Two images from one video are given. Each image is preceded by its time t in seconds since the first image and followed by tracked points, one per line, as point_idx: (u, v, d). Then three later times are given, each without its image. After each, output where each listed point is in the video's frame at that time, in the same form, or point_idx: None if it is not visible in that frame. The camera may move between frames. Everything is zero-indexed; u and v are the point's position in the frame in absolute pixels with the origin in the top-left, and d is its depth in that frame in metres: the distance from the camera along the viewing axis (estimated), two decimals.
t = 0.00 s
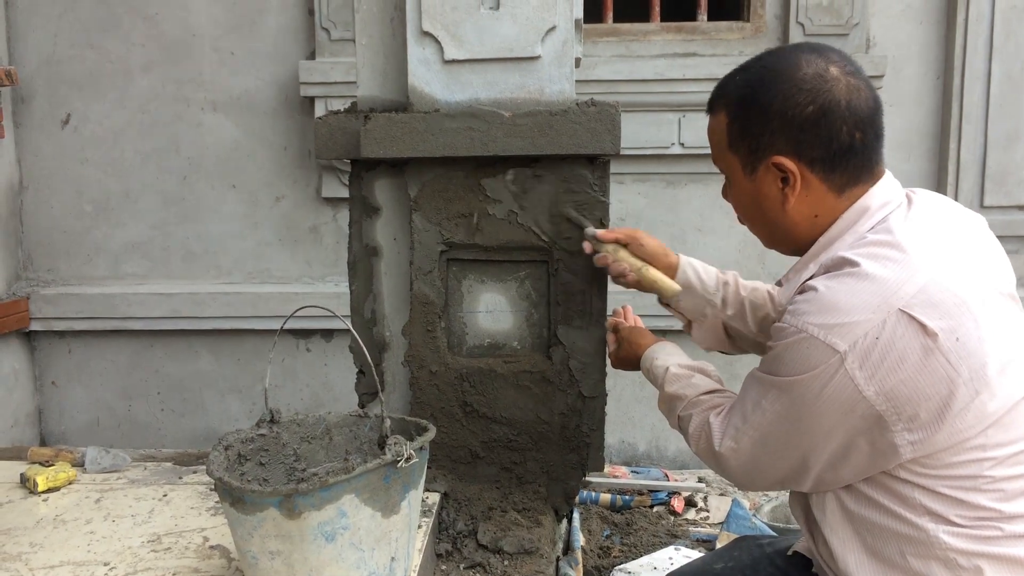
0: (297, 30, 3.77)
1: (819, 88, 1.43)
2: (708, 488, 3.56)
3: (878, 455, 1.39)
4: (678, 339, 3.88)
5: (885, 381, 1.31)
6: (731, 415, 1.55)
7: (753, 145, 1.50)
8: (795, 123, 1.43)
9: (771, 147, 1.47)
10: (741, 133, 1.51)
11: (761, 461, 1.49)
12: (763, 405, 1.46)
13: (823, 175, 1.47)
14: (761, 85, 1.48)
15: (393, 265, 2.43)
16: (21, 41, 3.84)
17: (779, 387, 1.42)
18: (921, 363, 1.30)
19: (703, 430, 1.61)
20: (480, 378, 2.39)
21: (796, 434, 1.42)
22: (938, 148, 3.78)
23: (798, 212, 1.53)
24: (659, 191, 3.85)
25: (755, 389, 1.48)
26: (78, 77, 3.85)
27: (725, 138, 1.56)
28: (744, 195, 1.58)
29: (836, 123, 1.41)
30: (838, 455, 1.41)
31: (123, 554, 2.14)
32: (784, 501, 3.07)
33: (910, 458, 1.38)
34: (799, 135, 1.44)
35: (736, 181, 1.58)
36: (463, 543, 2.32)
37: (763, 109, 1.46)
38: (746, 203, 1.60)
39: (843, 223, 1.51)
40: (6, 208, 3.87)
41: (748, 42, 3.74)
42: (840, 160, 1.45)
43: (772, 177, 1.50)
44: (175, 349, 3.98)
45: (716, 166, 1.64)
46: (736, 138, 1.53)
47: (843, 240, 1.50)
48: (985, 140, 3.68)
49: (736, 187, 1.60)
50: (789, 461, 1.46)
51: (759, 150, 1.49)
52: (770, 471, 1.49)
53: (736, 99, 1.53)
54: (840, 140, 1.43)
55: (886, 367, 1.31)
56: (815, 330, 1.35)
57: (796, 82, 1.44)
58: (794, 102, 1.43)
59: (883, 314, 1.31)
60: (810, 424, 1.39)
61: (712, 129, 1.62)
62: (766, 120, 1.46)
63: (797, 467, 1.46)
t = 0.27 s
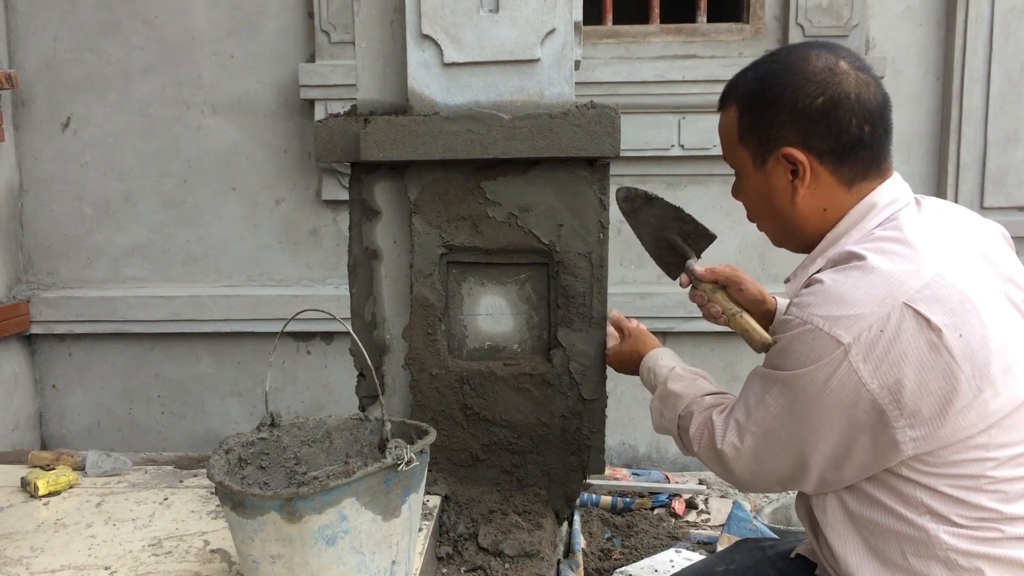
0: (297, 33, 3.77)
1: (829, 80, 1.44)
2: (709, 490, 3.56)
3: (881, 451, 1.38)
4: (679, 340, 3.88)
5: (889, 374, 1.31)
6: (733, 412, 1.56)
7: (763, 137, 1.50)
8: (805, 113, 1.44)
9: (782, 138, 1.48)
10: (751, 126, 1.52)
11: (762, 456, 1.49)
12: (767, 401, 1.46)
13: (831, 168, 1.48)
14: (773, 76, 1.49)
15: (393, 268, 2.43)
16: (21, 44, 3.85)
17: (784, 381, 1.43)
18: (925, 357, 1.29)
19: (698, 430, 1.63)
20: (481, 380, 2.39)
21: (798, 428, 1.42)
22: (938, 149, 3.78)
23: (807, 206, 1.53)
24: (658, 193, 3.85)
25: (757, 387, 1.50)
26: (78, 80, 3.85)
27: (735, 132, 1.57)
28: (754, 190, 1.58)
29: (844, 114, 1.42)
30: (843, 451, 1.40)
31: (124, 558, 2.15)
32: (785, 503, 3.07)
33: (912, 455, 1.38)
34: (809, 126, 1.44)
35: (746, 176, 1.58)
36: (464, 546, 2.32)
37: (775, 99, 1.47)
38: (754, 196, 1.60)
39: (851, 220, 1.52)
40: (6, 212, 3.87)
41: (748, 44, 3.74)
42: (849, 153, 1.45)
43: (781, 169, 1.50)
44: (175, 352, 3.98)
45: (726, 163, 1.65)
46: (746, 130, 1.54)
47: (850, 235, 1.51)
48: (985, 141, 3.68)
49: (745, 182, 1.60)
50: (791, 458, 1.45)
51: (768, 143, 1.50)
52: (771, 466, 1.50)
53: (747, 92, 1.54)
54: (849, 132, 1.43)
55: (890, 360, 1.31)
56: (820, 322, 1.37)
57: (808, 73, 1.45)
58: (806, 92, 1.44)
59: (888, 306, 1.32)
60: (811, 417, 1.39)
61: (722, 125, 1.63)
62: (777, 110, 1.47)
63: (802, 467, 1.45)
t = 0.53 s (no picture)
0: (297, 33, 3.77)
1: (841, 67, 1.49)
2: (711, 488, 3.56)
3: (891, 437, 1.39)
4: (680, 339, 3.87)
5: (901, 356, 1.33)
6: (741, 396, 1.57)
7: (777, 123, 1.54)
8: (819, 96, 1.48)
9: (797, 122, 1.51)
10: (766, 113, 1.56)
11: (768, 439, 1.49)
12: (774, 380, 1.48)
13: (845, 153, 1.50)
14: (786, 66, 1.54)
15: (394, 267, 2.43)
16: (22, 44, 3.85)
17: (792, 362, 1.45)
18: (938, 339, 1.31)
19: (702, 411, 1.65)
20: (483, 379, 2.39)
21: (806, 411, 1.43)
22: (938, 148, 3.78)
23: (821, 191, 1.54)
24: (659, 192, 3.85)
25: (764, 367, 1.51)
26: (79, 80, 3.85)
27: (750, 122, 1.60)
28: (768, 179, 1.60)
29: (856, 98, 1.47)
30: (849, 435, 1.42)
31: (126, 556, 2.14)
32: (787, 501, 3.07)
33: (922, 440, 1.38)
34: (823, 109, 1.48)
35: (760, 165, 1.61)
36: (466, 545, 2.33)
37: (789, 85, 1.52)
38: (769, 185, 1.62)
39: (863, 210, 1.54)
40: (7, 212, 3.87)
41: (748, 43, 3.74)
42: (862, 137, 1.48)
43: (796, 153, 1.53)
44: (176, 352, 3.98)
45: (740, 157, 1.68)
46: (760, 117, 1.57)
47: (862, 225, 1.53)
48: (986, 139, 3.69)
49: (759, 172, 1.62)
50: (792, 439, 1.47)
51: (782, 128, 1.53)
52: (776, 452, 1.50)
53: (762, 83, 1.59)
54: (861, 115, 1.47)
55: (903, 341, 1.32)
56: (833, 300, 1.39)
57: (821, 61, 1.51)
58: (818, 78, 1.49)
59: (902, 287, 1.34)
60: (820, 396, 1.40)
61: (737, 119, 1.67)
62: (792, 95, 1.51)
63: (801, 449, 1.46)
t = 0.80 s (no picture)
0: (296, 30, 3.77)
1: (830, 70, 1.52)
2: (707, 487, 3.56)
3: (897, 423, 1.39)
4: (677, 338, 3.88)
5: (916, 340, 1.31)
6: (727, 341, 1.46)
7: (775, 126, 1.52)
8: (814, 96, 1.49)
9: (795, 124, 1.50)
10: (761, 121, 1.56)
11: (758, 389, 1.41)
12: (751, 355, 1.42)
13: (846, 149, 1.49)
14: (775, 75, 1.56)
15: (392, 265, 2.43)
16: (20, 41, 3.84)
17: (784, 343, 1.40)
18: (954, 324, 1.30)
19: (642, 356, 1.56)
20: (480, 377, 2.39)
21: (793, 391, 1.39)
22: (936, 148, 3.79)
23: (827, 187, 1.52)
24: (657, 191, 3.86)
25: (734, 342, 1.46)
26: (76, 77, 3.84)
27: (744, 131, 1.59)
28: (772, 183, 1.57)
29: (848, 94, 1.48)
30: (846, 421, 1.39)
31: (123, 553, 2.14)
32: (784, 501, 3.07)
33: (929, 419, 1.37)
34: (819, 109, 1.48)
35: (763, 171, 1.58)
36: (464, 543, 2.33)
37: (781, 91, 1.53)
38: (772, 191, 1.58)
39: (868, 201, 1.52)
40: (4, 209, 3.87)
41: (746, 43, 3.75)
42: (862, 132, 1.48)
43: (797, 154, 1.51)
44: (174, 350, 3.98)
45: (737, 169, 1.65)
46: (755, 126, 1.57)
47: (868, 210, 1.51)
48: (983, 140, 3.70)
49: (761, 178, 1.59)
50: (770, 420, 1.42)
51: (781, 129, 1.52)
52: (762, 403, 1.41)
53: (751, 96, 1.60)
54: (856, 110, 1.48)
55: (919, 326, 1.31)
56: (842, 283, 1.35)
57: (809, 66, 1.53)
58: (810, 80, 1.51)
59: (922, 263, 1.32)
60: (826, 378, 1.36)
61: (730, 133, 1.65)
62: (786, 100, 1.52)
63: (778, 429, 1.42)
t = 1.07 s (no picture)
0: (293, 34, 3.77)
1: (749, 151, 1.71)
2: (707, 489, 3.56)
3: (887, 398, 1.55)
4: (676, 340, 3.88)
5: (905, 320, 1.49)
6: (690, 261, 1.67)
7: (716, 220, 1.76)
8: (743, 187, 1.70)
9: (734, 213, 1.73)
10: (700, 212, 1.78)
11: (728, 305, 1.59)
12: (732, 274, 1.59)
13: (786, 220, 1.73)
14: (699, 165, 1.76)
15: (390, 268, 2.43)
16: (17, 46, 3.84)
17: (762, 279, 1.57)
18: (943, 307, 1.47)
19: (599, 269, 1.85)
20: (479, 380, 2.39)
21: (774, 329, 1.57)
22: (934, 149, 3.79)
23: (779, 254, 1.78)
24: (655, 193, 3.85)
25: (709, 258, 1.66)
26: (74, 81, 3.84)
27: (686, 224, 1.83)
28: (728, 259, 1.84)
29: (775, 173, 1.69)
30: (825, 372, 1.57)
31: (121, 559, 2.14)
32: (783, 502, 3.07)
33: (926, 396, 1.50)
34: (750, 195, 1.70)
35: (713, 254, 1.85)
36: (462, 547, 2.33)
37: (710, 183, 1.74)
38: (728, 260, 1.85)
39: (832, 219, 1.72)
40: (2, 213, 3.86)
41: (744, 44, 3.76)
42: (796, 201, 1.71)
43: (742, 237, 1.76)
44: (172, 354, 3.98)
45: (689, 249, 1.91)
46: (696, 215, 1.80)
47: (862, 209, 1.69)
48: (981, 141, 3.70)
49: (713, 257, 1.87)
50: (749, 338, 1.60)
51: (721, 222, 1.76)
52: (731, 318, 1.60)
53: (682, 187, 1.80)
54: (784, 184, 1.69)
55: (909, 306, 1.48)
56: (837, 255, 1.52)
57: (729, 152, 1.72)
58: (734, 169, 1.71)
59: (912, 239, 1.49)
60: (814, 320, 1.55)
61: (672, 220, 1.89)
62: (717, 191, 1.73)
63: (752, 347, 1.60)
